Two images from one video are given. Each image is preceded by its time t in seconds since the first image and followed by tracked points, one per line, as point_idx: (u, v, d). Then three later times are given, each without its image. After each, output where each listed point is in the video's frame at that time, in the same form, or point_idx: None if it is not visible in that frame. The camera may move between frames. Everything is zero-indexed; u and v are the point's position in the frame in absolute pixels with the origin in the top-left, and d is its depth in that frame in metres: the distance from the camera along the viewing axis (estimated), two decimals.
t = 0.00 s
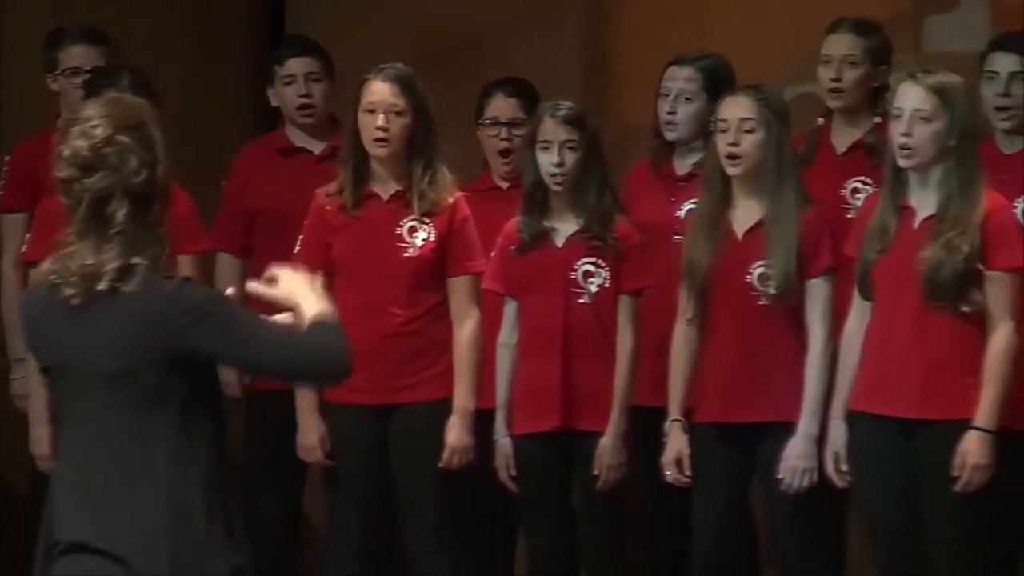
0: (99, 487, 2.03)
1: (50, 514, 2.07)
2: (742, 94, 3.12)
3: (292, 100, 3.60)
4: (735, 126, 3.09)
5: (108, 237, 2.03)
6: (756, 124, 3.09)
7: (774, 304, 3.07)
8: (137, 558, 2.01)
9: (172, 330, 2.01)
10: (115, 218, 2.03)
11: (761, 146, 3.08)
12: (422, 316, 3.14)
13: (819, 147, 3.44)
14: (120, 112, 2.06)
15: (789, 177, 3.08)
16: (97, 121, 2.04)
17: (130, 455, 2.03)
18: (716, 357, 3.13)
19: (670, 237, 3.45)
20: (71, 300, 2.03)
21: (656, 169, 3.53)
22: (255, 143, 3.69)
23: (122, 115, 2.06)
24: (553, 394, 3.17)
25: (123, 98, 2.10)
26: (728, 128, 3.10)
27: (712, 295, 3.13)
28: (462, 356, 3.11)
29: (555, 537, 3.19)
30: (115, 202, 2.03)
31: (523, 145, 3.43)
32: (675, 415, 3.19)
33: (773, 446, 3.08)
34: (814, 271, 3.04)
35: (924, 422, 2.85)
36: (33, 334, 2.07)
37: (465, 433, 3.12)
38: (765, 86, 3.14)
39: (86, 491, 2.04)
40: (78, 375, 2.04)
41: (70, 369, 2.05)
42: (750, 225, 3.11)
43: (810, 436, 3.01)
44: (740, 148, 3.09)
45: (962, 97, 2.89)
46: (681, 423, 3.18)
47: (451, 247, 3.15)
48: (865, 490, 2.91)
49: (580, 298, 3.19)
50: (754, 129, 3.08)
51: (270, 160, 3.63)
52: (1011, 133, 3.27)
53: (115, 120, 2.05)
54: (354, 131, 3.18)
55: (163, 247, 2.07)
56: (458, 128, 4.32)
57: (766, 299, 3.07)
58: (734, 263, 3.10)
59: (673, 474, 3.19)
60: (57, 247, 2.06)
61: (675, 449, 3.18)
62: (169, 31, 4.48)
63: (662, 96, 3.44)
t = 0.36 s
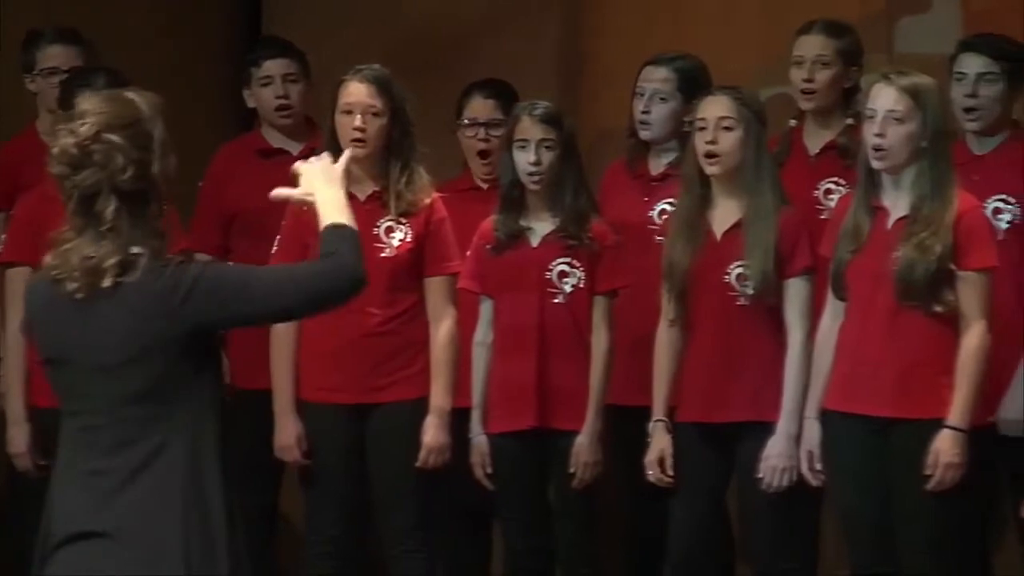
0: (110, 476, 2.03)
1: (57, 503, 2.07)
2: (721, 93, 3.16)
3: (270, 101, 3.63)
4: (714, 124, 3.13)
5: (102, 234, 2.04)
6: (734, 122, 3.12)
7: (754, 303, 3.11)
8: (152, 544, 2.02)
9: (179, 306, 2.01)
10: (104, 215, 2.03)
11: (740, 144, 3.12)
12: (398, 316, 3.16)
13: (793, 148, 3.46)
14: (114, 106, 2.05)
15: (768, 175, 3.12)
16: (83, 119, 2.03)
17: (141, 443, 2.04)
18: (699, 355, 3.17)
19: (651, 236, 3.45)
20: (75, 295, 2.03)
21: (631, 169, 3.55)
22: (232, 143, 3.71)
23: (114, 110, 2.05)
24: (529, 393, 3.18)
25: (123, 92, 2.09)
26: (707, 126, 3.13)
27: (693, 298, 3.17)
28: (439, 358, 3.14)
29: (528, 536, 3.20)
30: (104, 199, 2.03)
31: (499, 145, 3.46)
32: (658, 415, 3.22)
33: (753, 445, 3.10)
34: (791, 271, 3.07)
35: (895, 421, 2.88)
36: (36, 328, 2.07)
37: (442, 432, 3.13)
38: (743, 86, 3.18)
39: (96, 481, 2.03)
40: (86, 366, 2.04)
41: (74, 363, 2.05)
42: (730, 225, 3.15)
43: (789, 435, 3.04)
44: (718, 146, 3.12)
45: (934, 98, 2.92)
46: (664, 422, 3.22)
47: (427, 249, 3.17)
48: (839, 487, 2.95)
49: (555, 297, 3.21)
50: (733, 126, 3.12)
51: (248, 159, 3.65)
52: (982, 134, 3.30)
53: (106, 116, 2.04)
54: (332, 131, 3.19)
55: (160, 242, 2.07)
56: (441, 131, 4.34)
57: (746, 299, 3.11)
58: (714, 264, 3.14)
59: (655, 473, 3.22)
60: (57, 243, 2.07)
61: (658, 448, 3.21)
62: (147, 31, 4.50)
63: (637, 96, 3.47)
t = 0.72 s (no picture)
0: (85, 495, 2.03)
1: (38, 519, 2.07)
2: (698, 96, 3.19)
3: (247, 103, 3.65)
4: (691, 127, 3.16)
5: (74, 239, 2.04)
6: (710, 126, 3.15)
7: (727, 304, 3.13)
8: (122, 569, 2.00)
9: (160, 343, 2.00)
10: (74, 218, 2.04)
11: (716, 147, 3.14)
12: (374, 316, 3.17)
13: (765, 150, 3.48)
14: (107, 119, 2.05)
15: (743, 177, 3.13)
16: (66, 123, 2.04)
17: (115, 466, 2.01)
18: (675, 355, 3.19)
19: (622, 237, 3.49)
20: (60, 304, 2.04)
21: (604, 170, 3.57)
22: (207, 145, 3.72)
23: (105, 124, 2.05)
24: (505, 392, 3.20)
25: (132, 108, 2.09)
26: (683, 129, 3.16)
27: (671, 298, 3.20)
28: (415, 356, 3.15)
29: (504, 535, 3.23)
30: (78, 206, 2.04)
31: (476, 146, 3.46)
32: (638, 414, 3.27)
33: (726, 443, 3.14)
34: (765, 272, 3.09)
35: (868, 420, 2.90)
36: (28, 339, 2.07)
37: (417, 431, 3.17)
38: (720, 90, 3.20)
39: (72, 500, 2.03)
40: (67, 383, 2.03)
41: (59, 376, 2.04)
42: (706, 226, 3.17)
43: (761, 434, 3.07)
44: (694, 149, 3.15)
45: (906, 100, 2.94)
46: (644, 421, 3.26)
47: (402, 250, 3.18)
48: (813, 486, 2.96)
49: (530, 298, 3.22)
50: (708, 129, 3.14)
51: (223, 160, 3.67)
52: (953, 135, 3.33)
53: (93, 126, 2.05)
54: (305, 133, 3.20)
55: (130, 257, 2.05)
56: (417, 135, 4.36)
57: (719, 299, 3.13)
58: (689, 264, 3.17)
59: (631, 471, 3.27)
60: (45, 246, 2.09)
61: (635, 446, 3.26)
62: (122, 32, 4.51)
63: (610, 97, 3.49)
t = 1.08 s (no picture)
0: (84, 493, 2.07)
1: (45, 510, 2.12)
2: (670, 98, 3.20)
3: (224, 105, 3.66)
4: (663, 129, 3.17)
5: (76, 240, 2.07)
6: (683, 128, 3.16)
7: (698, 304, 3.15)
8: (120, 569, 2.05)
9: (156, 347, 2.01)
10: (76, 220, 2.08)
11: (688, 149, 3.16)
12: (350, 314, 3.19)
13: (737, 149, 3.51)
14: (114, 125, 2.07)
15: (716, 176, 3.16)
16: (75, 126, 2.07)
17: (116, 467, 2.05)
18: (647, 355, 3.21)
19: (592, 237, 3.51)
20: (65, 300, 2.06)
21: (573, 170, 3.59)
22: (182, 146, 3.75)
23: (112, 129, 2.07)
24: (478, 390, 3.22)
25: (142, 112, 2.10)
26: (656, 131, 3.17)
27: (641, 298, 3.22)
28: (388, 355, 3.17)
29: (478, 533, 3.25)
30: (84, 209, 2.07)
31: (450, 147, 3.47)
32: (611, 412, 3.28)
33: (697, 442, 3.16)
34: (736, 272, 3.11)
35: (838, 419, 2.93)
36: (37, 334, 2.10)
37: (390, 431, 3.17)
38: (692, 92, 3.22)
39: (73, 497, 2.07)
40: (70, 384, 2.06)
41: (61, 377, 2.07)
42: (677, 225, 3.19)
43: (732, 433, 3.09)
44: (667, 152, 3.16)
45: (876, 101, 2.96)
46: (617, 419, 3.27)
47: (376, 250, 3.19)
48: (785, 485, 2.98)
49: (504, 296, 3.25)
50: (681, 132, 3.16)
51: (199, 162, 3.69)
52: (923, 137, 3.36)
53: (99, 130, 2.07)
54: (278, 134, 3.22)
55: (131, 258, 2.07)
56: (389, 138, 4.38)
57: (690, 299, 3.15)
58: (661, 264, 3.18)
59: (602, 467, 3.31)
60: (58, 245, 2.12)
61: (608, 444, 3.27)
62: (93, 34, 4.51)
63: (580, 96, 3.50)
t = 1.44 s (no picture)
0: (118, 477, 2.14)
1: (67, 498, 2.19)
2: (637, 102, 3.22)
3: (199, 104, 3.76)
4: (634, 135, 3.18)
5: (133, 224, 2.14)
6: (654, 133, 3.18)
7: (671, 300, 3.17)
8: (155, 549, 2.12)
9: (207, 326, 2.10)
10: (142, 206, 2.14)
11: (660, 153, 3.18)
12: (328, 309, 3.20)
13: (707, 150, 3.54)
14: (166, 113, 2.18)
15: (689, 174, 3.19)
16: (137, 110, 2.17)
17: (155, 449, 2.13)
18: (617, 352, 3.23)
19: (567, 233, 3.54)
20: (96, 288, 2.13)
21: (543, 172, 3.64)
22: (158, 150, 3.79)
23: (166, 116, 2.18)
24: (449, 387, 3.29)
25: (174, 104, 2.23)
26: (628, 137, 3.19)
27: (610, 296, 3.24)
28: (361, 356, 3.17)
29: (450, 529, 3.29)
30: (144, 190, 2.14)
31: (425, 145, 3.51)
32: (570, 406, 3.31)
33: (668, 441, 3.17)
34: (708, 270, 3.13)
35: (809, 417, 2.93)
36: (58, 322, 2.17)
37: (362, 428, 3.21)
38: (659, 92, 3.24)
39: (104, 483, 2.15)
40: (101, 367, 2.13)
41: (90, 362, 2.14)
42: (648, 224, 3.21)
43: (705, 431, 3.10)
44: (641, 157, 3.18)
45: (846, 103, 2.98)
46: (576, 415, 3.31)
47: (348, 249, 3.20)
48: (756, 483, 2.99)
49: (476, 295, 3.32)
50: (653, 137, 3.17)
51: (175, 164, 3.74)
52: (891, 136, 3.39)
53: (157, 116, 2.17)
54: (252, 134, 3.23)
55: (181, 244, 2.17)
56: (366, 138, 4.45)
57: (662, 296, 3.17)
58: (632, 263, 3.20)
59: (562, 460, 3.33)
60: (86, 234, 2.17)
61: (567, 438, 3.30)
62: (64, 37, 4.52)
63: (550, 101, 3.54)
